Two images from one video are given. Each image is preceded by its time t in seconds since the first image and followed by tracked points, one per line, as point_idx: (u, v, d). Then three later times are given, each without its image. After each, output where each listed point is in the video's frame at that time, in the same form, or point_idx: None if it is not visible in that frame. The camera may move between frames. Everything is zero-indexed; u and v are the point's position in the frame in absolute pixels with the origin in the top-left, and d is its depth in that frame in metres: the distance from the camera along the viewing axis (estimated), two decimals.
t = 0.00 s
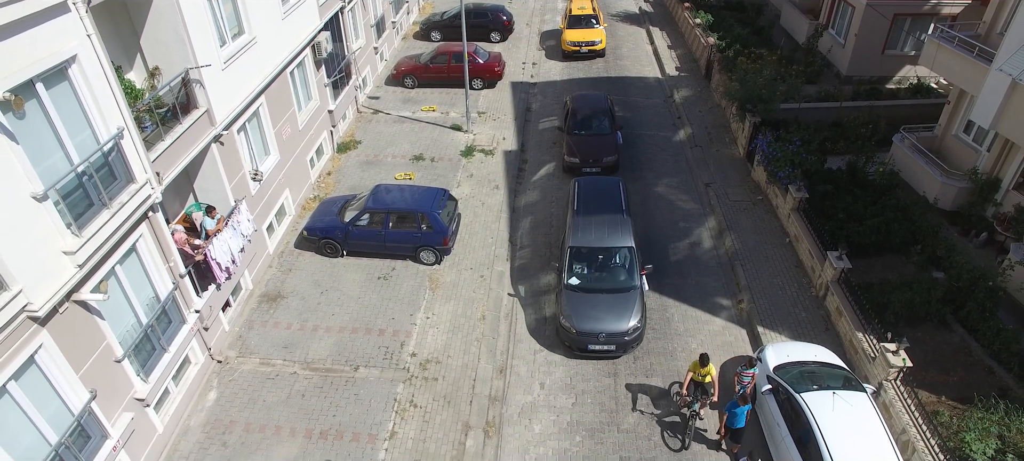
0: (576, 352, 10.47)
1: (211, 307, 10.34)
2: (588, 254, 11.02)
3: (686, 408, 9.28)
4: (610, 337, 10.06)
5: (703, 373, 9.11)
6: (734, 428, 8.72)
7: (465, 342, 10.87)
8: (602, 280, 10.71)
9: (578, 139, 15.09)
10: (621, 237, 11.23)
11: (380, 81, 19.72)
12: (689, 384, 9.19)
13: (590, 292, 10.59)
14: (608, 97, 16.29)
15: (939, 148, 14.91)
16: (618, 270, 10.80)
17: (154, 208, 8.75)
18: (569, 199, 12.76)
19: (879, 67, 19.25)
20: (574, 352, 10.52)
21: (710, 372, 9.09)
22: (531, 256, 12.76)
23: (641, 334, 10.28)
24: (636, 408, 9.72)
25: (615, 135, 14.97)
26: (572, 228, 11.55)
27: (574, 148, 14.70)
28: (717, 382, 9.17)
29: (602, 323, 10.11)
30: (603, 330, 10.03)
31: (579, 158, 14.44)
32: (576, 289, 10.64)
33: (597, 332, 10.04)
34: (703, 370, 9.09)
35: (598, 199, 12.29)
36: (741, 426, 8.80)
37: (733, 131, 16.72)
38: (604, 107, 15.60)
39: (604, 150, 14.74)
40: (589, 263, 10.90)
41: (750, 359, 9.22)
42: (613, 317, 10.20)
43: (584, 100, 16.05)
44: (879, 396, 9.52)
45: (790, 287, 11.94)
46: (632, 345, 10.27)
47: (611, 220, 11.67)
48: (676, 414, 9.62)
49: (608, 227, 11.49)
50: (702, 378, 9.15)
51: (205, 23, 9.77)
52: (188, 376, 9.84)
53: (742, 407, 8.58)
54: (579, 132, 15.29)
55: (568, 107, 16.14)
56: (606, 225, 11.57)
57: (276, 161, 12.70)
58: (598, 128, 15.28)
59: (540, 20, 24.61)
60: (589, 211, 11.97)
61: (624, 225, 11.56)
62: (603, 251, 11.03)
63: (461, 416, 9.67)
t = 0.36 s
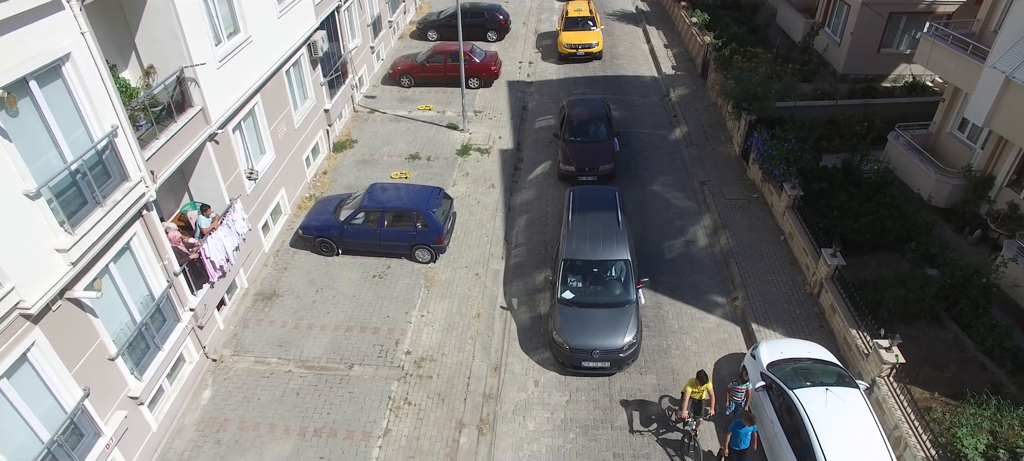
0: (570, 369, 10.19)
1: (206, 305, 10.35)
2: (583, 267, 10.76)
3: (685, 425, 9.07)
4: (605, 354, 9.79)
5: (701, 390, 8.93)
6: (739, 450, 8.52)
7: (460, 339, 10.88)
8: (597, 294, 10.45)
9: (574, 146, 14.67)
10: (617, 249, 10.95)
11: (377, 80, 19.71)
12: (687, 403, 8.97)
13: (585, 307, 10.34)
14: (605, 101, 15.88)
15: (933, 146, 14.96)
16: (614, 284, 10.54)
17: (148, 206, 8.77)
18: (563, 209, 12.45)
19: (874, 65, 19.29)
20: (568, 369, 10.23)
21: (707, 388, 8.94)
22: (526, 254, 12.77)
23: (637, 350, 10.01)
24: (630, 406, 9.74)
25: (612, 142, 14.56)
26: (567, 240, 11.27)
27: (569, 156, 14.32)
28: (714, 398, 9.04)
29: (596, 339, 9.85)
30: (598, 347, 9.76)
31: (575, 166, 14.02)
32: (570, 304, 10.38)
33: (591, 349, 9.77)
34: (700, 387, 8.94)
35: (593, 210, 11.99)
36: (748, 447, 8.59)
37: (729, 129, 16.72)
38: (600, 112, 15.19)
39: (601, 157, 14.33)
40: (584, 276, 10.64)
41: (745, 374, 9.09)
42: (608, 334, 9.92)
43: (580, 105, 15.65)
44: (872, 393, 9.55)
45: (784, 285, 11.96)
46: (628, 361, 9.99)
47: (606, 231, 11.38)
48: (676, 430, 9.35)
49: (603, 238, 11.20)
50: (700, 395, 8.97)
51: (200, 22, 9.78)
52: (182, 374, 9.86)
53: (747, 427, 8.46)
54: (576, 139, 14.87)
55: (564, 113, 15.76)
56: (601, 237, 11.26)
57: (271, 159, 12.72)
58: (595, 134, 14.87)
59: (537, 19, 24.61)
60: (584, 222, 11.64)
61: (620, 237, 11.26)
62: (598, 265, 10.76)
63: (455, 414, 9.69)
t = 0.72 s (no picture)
0: (546, 387, 9.82)
1: (186, 304, 10.36)
2: (561, 281, 10.32)
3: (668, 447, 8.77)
4: (581, 372, 9.40)
5: (679, 408, 8.70)
6: None
7: (440, 338, 10.90)
8: (575, 309, 10.04)
9: (559, 154, 14.39)
10: (597, 262, 10.47)
11: (366, 80, 19.72)
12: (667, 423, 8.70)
13: (562, 322, 9.93)
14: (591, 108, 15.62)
15: (920, 145, 14.95)
16: (593, 299, 10.12)
17: (125, 205, 8.79)
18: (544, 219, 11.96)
19: (864, 65, 19.28)
20: (545, 387, 9.86)
21: (686, 406, 8.71)
22: (509, 254, 12.77)
23: (615, 368, 9.61)
24: (608, 404, 9.74)
25: (597, 150, 14.31)
26: (545, 252, 10.81)
27: (553, 165, 14.05)
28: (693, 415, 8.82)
29: (573, 357, 9.45)
30: (574, 364, 9.37)
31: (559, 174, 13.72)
32: (547, 319, 9.98)
33: (567, 367, 9.39)
34: (678, 405, 8.71)
35: (574, 220, 11.50)
36: None
37: (716, 128, 16.70)
38: (586, 119, 14.92)
39: (586, 165, 14.09)
40: (563, 290, 10.22)
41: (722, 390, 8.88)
42: (585, 351, 9.52)
43: (565, 111, 15.33)
44: (849, 391, 9.55)
45: (766, 283, 11.95)
46: (606, 380, 9.60)
47: (586, 243, 10.89)
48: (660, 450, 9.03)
49: (583, 250, 10.73)
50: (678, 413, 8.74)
51: (179, 21, 9.75)
52: (161, 373, 9.88)
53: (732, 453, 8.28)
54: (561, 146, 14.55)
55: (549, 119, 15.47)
56: (581, 249, 10.79)
57: (254, 159, 12.73)
58: (580, 141, 14.60)
59: (528, 19, 24.61)
60: (564, 233, 11.18)
61: (601, 249, 10.77)
62: (577, 278, 10.31)
63: (432, 412, 9.72)
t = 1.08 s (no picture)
0: (509, 409, 9.50)
1: (156, 305, 10.34)
2: (527, 299, 9.96)
3: None
4: (544, 395, 9.09)
5: (647, 434, 8.32)
6: None
7: (410, 339, 10.91)
8: (541, 328, 9.70)
9: (536, 163, 14.05)
10: (565, 279, 10.10)
11: (350, 81, 19.75)
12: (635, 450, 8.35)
13: (526, 343, 9.60)
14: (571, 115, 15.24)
15: (900, 145, 14.91)
16: (559, 318, 9.77)
17: (89, 206, 8.81)
18: (514, 233, 11.57)
19: (849, 65, 19.24)
20: (507, 409, 9.54)
21: (654, 432, 8.30)
22: (483, 254, 12.76)
23: (580, 390, 9.30)
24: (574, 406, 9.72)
25: (576, 159, 13.95)
26: (512, 268, 10.43)
27: (530, 175, 13.72)
28: (662, 439, 8.43)
29: (536, 379, 9.14)
30: (537, 387, 9.06)
31: (535, 184, 13.36)
32: (512, 339, 9.65)
33: (530, 389, 9.07)
34: (645, 431, 8.32)
35: (543, 235, 11.11)
36: None
37: (698, 128, 16.66)
38: (565, 127, 14.54)
39: (563, 175, 13.72)
40: (529, 308, 9.86)
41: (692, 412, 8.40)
42: (549, 373, 9.21)
43: (544, 120, 14.97)
44: (815, 392, 9.50)
45: (740, 283, 11.90)
46: (570, 403, 9.29)
47: (555, 259, 10.50)
48: None
49: (551, 266, 10.34)
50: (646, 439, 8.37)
51: (148, 22, 9.73)
52: (129, 373, 9.90)
53: None
54: (538, 156, 14.17)
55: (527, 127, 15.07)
56: (548, 265, 10.41)
57: (230, 160, 12.75)
58: (559, 150, 14.24)
59: (516, 19, 24.61)
60: (531, 248, 10.79)
61: (569, 265, 10.41)
62: (544, 297, 9.95)
63: (399, 412, 9.73)
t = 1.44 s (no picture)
0: (466, 431, 9.24)
1: (123, 305, 10.32)
2: (488, 317, 9.66)
3: None
4: (502, 418, 8.85)
5: None
6: None
7: (378, 339, 10.93)
8: (502, 348, 9.43)
9: (511, 173, 13.81)
10: (527, 297, 9.79)
11: (334, 81, 19.77)
12: None
13: (486, 363, 9.34)
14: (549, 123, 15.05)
15: (878, 145, 14.90)
16: (521, 337, 9.50)
17: (50, 207, 8.87)
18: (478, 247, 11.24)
19: (832, 65, 19.20)
20: (464, 432, 9.26)
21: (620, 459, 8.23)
22: (456, 255, 12.77)
23: (540, 413, 9.06)
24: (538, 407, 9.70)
25: (550, 168, 13.71)
26: (473, 285, 10.11)
27: (504, 184, 13.50)
28: None
29: (494, 401, 8.90)
30: (495, 410, 8.81)
31: (508, 194, 13.14)
32: (471, 359, 9.38)
33: (488, 412, 8.83)
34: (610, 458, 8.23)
35: (507, 250, 10.77)
36: None
37: (678, 129, 16.64)
38: (541, 134, 14.35)
39: (537, 184, 13.47)
40: (490, 328, 9.57)
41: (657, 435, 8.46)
42: (507, 395, 8.96)
43: (520, 126, 14.78)
44: (779, 394, 9.46)
45: (711, 283, 11.86)
46: (528, 426, 9.04)
47: (518, 276, 10.17)
48: None
49: (513, 283, 10.02)
50: None
51: (112, 23, 9.75)
52: (94, 373, 9.91)
53: None
54: (513, 165, 13.95)
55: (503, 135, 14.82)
56: (510, 282, 10.07)
57: (204, 161, 12.77)
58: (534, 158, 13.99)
59: (503, 19, 24.61)
60: (494, 264, 10.47)
61: (532, 282, 10.09)
62: (506, 315, 9.65)
63: (363, 413, 9.73)
